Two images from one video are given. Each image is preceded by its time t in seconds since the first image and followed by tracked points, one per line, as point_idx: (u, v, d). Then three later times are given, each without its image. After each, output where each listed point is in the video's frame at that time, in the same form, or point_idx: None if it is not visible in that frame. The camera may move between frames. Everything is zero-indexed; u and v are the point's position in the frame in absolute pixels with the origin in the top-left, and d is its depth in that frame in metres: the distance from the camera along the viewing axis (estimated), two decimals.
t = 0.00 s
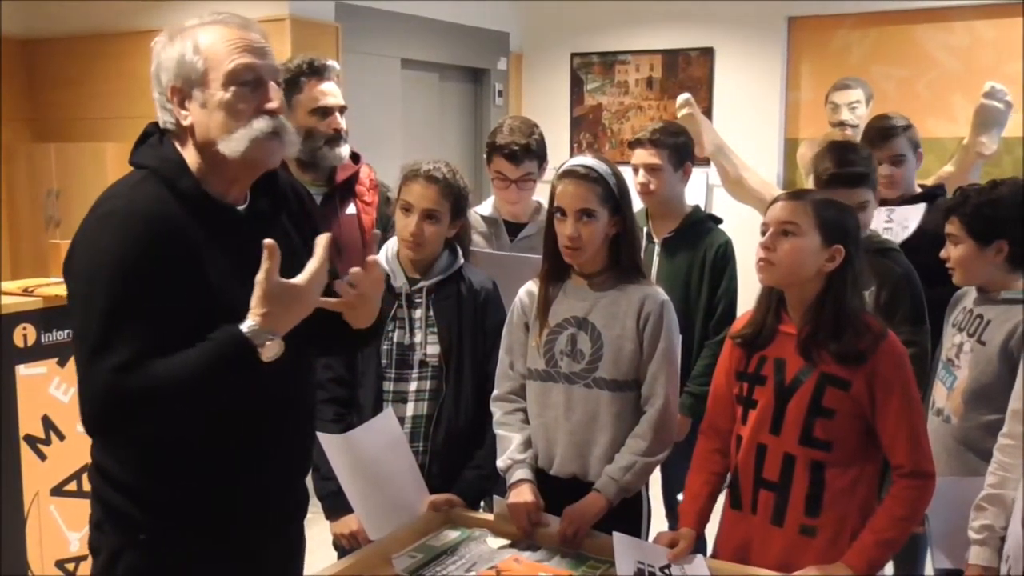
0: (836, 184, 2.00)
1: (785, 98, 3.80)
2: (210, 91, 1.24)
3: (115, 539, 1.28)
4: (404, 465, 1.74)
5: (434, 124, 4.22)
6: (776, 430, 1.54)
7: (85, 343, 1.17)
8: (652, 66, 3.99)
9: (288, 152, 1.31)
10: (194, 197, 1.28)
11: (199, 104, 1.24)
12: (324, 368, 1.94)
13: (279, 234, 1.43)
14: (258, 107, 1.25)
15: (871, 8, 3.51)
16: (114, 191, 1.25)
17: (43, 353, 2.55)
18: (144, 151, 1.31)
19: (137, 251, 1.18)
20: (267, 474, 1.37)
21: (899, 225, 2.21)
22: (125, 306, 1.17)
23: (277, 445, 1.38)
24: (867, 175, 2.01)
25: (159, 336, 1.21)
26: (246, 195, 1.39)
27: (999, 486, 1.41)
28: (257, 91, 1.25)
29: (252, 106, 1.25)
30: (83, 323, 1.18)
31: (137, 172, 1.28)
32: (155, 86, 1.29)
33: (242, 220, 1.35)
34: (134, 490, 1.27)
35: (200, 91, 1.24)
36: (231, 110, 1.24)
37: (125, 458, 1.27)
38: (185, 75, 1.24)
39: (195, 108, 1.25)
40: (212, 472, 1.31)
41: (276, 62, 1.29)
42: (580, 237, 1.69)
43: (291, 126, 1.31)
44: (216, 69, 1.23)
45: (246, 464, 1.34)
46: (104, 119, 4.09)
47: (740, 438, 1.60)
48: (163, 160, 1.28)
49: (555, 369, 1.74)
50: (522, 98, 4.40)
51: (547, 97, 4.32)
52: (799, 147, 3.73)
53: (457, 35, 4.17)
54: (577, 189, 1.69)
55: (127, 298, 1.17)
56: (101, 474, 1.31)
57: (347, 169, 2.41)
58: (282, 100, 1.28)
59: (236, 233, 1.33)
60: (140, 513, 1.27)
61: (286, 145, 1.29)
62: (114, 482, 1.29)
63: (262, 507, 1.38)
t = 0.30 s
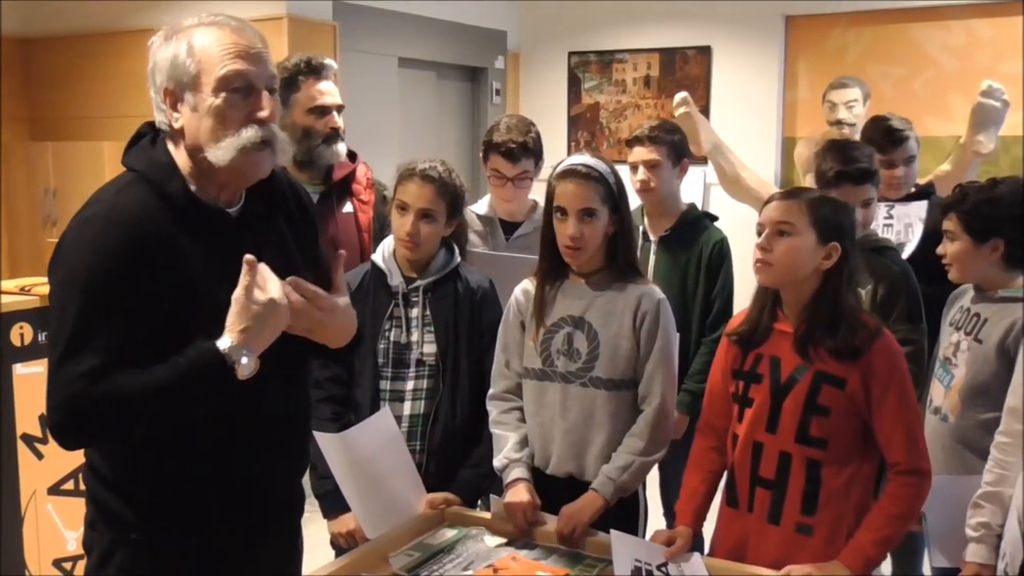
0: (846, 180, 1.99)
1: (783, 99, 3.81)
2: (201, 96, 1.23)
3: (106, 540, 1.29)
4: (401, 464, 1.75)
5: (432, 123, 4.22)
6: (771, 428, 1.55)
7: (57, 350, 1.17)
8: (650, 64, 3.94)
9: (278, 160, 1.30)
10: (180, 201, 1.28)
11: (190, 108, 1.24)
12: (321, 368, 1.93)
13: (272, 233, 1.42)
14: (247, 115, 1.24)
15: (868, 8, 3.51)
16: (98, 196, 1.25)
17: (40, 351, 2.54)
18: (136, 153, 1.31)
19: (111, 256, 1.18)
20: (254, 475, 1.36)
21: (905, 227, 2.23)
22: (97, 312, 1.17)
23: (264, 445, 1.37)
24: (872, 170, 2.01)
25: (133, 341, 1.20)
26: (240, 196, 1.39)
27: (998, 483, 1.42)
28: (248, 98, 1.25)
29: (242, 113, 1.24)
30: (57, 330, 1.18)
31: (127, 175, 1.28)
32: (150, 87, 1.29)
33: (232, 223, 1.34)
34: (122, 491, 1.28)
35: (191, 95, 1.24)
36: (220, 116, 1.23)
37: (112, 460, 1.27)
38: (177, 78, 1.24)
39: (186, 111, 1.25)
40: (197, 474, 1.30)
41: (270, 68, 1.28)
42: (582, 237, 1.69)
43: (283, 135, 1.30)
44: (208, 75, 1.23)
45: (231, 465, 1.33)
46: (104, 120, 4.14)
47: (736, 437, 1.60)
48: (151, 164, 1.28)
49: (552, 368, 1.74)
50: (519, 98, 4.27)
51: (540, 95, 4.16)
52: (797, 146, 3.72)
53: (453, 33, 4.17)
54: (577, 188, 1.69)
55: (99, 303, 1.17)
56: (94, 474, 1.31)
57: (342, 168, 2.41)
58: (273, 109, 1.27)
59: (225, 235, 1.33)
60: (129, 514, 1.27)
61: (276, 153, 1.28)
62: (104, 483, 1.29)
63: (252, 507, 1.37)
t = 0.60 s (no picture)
0: (841, 168, 1.98)
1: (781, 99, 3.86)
2: (193, 96, 1.24)
3: (102, 541, 1.29)
4: (398, 463, 1.75)
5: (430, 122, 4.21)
6: (768, 426, 1.55)
7: (53, 353, 1.17)
8: (648, 64, 3.86)
9: (268, 164, 1.29)
10: (176, 203, 1.27)
11: (181, 107, 1.25)
12: (317, 368, 1.96)
13: (269, 233, 1.42)
14: (237, 118, 1.24)
15: (866, 7, 3.52)
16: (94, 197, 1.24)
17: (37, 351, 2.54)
18: (131, 153, 1.31)
19: (107, 262, 1.18)
20: (251, 475, 1.36)
21: (901, 223, 2.26)
22: (93, 315, 1.17)
23: (261, 445, 1.37)
24: (869, 161, 1.99)
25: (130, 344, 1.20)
26: (234, 196, 1.38)
27: (994, 484, 1.42)
28: (239, 101, 1.24)
29: (231, 116, 1.24)
30: (53, 334, 1.18)
31: (120, 177, 1.28)
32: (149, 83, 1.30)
33: (229, 224, 1.34)
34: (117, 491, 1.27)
35: (184, 94, 1.24)
36: (210, 116, 1.23)
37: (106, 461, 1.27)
38: (172, 76, 1.25)
39: (178, 110, 1.26)
40: (195, 474, 1.30)
41: (266, 72, 1.28)
42: (580, 237, 1.69)
43: (273, 140, 1.29)
44: (199, 76, 1.23)
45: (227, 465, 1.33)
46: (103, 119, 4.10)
47: (733, 436, 1.61)
48: (145, 165, 1.28)
49: (549, 367, 1.74)
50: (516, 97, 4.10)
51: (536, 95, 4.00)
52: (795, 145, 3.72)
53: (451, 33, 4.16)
54: (574, 188, 1.69)
55: (94, 307, 1.17)
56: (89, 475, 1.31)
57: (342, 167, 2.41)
58: (263, 114, 1.26)
59: (220, 236, 1.33)
60: (125, 516, 1.27)
61: (265, 158, 1.28)
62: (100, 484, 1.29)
63: (251, 507, 1.37)
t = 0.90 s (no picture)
0: (838, 167, 1.96)
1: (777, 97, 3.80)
2: (191, 99, 1.24)
3: (100, 545, 1.29)
4: (397, 463, 1.75)
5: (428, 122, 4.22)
6: (765, 424, 1.55)
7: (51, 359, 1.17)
8: (645, 64, 4.00)
9: (260, 171, 1.30)
10: (168, 203, 1.28)
11: (178, 109, 1.25)
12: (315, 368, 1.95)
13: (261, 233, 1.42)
14: (233, 126, 1.24)
15: (861, 7, 3.53)
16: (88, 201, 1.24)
17: (35, 350, 2.54)
18: (124, 155, 1.32)
19: (103, 266, 1.18)
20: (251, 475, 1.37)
21: (910, 222, 2.23)
22: (90, 320, 1.17)
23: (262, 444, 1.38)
24: (863, 160, 1.97)
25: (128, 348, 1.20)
26: (227, 198, 1.39)
27: (988, 486, 1.43)
28: (236, 108, 1.24)
29: (228, 123, 1.24)
30: (50, 339, 1.17)
31: (113, 178, 1.29)
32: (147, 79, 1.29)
33: (221, 226, 1.35)
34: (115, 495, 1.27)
35: (182, 96, 1.24)
36: (206, 122, 1.23)
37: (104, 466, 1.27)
38: (171, 78, 1.24)
39: (174, 111, 1.26)
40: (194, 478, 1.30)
41: (266, 79, 1.27)
42: (578, 237, 1.69)
43: (269, 146, 1.30)
44: (197, 79, 1.23)
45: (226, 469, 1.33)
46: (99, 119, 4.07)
47: (731, 435, 1.61)
48: (138, 167, 1.29)
49: (547, 366, 1.74)
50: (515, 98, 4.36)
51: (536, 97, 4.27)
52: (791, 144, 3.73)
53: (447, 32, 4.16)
54: (572, 187, 1.69)
55: (92, 311, 1.17)
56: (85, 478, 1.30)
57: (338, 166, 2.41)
58: (260, 122, 1.27)
59: (214, 236, 1.33)
60: (123, 519, 1.28)
61: (259, 164, 1.29)
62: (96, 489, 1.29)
63: (248, 509, 1.38)
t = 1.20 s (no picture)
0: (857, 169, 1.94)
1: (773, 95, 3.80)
2: (198, 100, 1.23)
3: (96, 548, 1.28)
4: (395, 461, 1.75)
5: (424, 122, 4.21)
6: (761, 420, 1.56)
7: (45, 357, 1.17)
8: (641, 62, 4.00)
9: (264, 169, 1.31)
10: (164, 202, 1.28)
11: (185, 111, 1.24)
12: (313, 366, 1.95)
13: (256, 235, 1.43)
14: (241, 126, 1.25)
15: (857, 6, 3.54)
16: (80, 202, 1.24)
17: (31, 350, 2.53)
18: (118, 153, 1.31)
19: (98, 264, 1.18)
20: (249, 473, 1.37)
21: (908, 217, 2.22)
22: (86, 321, 1.17)
23: (262, 442, 1.38)
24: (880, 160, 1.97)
25: (124, 347, 1.20)
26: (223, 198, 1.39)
27: (982, 483, 1.43)
28: (245, 108, 1.25)
29: (237, 122, 1.24)
30: (45, 338, 1.17)
31: (108, 177, 1.29)
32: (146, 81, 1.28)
33: (218, 225, 1.35)
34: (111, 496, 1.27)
35: (188, 97, 1.24)
36: (215, 123, 1.23)
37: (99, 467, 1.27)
38: (176, 79, 1.23)
39: (179, 113, 1.25)
40: (189, 476, 1.30)
41: (268, 78, 1.28)
42: (576, 234, 1.69)
43: (272, 145, 1.31)
44: (207, 80, 1.23)
45: (221, 466, 1.34)
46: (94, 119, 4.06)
47: (727, 431, 1.61)
48: (135, 164, 1.28)
49: (544, 363, 1.74)
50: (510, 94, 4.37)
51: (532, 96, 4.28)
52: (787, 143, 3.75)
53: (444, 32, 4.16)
54: (569, 184, 1.69)
55: (87, 309, 1.17)
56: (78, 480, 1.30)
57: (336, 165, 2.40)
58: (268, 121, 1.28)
59: (212, 235, 1.34)
60: (120, 520, 1.27)
61: (264, 163, 1.30)
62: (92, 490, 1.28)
63: (245, 508, 1.38)
